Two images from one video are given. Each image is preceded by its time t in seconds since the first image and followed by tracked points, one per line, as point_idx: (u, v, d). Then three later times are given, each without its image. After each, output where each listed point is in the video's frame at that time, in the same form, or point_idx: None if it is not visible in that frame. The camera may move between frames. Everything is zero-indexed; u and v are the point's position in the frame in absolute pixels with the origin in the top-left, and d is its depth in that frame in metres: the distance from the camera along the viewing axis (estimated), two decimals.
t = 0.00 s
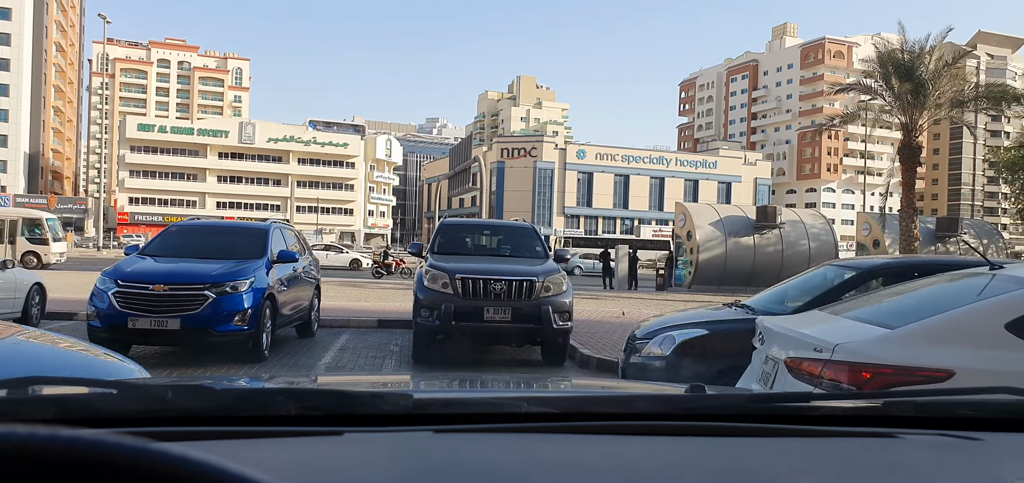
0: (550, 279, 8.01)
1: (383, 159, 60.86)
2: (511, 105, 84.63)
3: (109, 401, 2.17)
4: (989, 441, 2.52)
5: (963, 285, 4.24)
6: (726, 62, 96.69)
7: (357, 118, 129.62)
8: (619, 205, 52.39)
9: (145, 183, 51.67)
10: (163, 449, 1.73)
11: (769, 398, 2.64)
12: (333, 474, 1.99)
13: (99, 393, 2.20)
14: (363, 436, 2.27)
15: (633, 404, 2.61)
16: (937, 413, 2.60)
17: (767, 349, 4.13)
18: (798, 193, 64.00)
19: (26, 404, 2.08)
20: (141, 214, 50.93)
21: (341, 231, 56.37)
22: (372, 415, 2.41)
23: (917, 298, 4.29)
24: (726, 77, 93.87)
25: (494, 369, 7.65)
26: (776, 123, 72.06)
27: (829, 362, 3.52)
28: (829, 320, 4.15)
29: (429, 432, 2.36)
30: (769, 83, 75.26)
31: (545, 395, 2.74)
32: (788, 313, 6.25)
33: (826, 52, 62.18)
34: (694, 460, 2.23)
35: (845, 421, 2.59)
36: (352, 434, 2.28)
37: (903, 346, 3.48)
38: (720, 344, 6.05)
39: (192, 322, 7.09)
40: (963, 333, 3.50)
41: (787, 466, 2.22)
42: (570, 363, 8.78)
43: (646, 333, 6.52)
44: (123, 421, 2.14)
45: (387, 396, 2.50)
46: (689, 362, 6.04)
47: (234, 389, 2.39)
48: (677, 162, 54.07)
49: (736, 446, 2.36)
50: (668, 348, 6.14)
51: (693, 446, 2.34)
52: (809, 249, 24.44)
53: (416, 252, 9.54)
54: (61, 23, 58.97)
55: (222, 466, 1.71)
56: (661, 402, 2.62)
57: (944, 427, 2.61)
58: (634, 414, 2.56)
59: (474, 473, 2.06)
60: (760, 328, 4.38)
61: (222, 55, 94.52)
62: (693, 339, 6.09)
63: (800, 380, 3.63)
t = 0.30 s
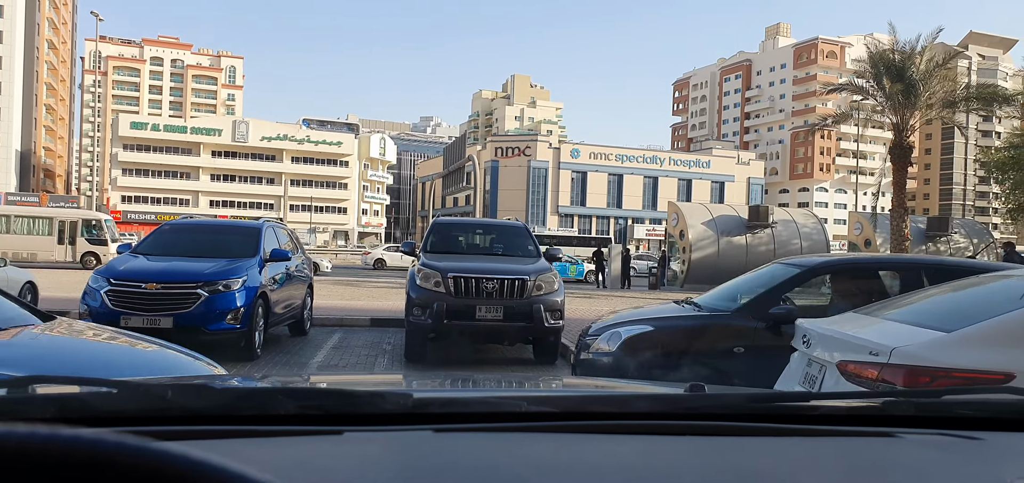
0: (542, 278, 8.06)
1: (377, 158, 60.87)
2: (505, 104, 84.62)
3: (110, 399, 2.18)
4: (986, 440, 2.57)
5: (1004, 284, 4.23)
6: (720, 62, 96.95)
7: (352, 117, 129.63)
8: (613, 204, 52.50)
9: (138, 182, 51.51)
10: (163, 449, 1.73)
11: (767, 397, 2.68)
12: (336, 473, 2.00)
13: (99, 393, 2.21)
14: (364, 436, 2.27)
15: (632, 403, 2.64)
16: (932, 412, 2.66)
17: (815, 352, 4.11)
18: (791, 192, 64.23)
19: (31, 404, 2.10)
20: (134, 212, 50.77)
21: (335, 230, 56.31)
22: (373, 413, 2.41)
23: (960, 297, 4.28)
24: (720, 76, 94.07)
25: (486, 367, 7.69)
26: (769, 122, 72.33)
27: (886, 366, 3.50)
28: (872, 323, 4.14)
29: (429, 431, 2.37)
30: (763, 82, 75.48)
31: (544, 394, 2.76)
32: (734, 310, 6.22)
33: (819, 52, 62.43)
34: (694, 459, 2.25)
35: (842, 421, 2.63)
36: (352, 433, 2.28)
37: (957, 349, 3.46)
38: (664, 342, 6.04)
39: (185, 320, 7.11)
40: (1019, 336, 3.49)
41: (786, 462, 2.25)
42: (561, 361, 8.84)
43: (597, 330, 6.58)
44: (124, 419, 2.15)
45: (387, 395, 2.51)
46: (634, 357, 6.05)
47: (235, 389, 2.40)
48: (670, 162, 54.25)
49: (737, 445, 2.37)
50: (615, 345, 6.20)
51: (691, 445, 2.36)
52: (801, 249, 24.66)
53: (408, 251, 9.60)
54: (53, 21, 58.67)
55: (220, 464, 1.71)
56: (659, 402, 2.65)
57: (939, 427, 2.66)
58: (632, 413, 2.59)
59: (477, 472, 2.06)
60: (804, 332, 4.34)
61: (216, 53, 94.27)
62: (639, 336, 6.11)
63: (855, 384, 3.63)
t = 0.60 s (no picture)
0: (534, 278, 8.12)
1: (370, 157, 60.82)
2: (498, 103, 84.60)
3: (111, 399, 2.17)
4: (985, 440, 2.55)
5: None
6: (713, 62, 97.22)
7: (346, 117, 129.40)
8: (607, 204, 52.53)
9: (130, 181, 51.31)
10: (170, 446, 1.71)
11: (767, 398, 2.69)
12: (336, 471, 1.97)
13: (100, 394, 2.19)
14: (363, 436, 2.26)
15: (631, 403, 2.65)
16: (936, 414, 2.64)
17: (865, 350, 4.01)
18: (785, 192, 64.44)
19: (29, 404, 2.04)
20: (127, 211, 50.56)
21: (329, 229, 56.16)
22: (374, 414, 2.41)
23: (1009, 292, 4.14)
24: (713, 77, 94.34)
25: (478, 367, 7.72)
26: (763, 123, 72.59)
27: (950, 366, 3.40)
28: (920, 323, 4.04)
29: (428, 432, 2.35)
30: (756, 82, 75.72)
31: (544, 395, 2.77)
32: (680, 308, 6.01)
33: (813, 52, 62.66)
34: (695, 457, 2.24)
35: (842, 421, 2.62)
36: (352, 433, 2.27)
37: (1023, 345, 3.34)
38: (605, 340, 5.80)
39: (178, 320, 7.15)
40: None
41: (787, 461, 2.24)
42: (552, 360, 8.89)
43: (549, 329, 6.39)
44: (126, 420, 2.14)
45: (387, 395, 2.51)
46: (578, 353, 5.83)
47: (236, 390, 2.39)
48: (664, 162, 54.38)
49: (739, 442, 2.37)
50: (565, 342, 5.98)
51: (692, 444, 2.35)
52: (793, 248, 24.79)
53: (402, 252, 9.64)
54: (45, 19, 58.31)
55: (223, 462, 1.69)
56: (660, 402, 2.65)
57: (942, 427, 2.64)
58: (631, 414, 2.60)
59: (477, 471, 2.04)
60: (851, 332, 4.23)
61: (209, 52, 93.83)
62: (584, 334, 5.90)
63: (912, 384, 3.55)
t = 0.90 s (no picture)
0: (526, 278, 8.18)
1: (364, 157, 60.79)
2: (492, 103, 84.58)
3: (110, 400, 2.17)
4: (983, 440, 2.54)
5: None
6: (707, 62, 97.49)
7: (340, 117, 129.34)
8: (600, 204, 52.60)
9: (122, 181, 51.13)
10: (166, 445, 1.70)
11: (766, 397, 2.67)
12: (335, 472, 1.96)
13: (100, 394, 2.19)
14: (363, 436, 2.25)
15: (630, 404, 2.63)
16: (933, 413, 2.65)
17: (917, 351, 4.08)
18: (777, 192, 64.64)
19: (29, 404, 2.06)
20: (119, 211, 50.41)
21: (322, 229, 56.06)
22: (374, 414, 2.40)
23: None
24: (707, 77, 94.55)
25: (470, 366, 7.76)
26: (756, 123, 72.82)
27: (1016, 369, 3.46)
28: (970, 323, 4.09)
29: (428, 432, 2.34)
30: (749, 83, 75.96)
31: (542, 395, 2.75)
32: (631, 306, 6.06)
33: (806, 52, 62.90)
34: (696, 456, 2.23)
35: (841, 421, 2.61)
36: (351, 433, 2.27)
37: None
38: (557, 338, 5.89)
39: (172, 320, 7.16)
40: None
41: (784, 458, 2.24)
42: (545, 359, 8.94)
43: (506, 325, 6.46)
44: (124, 421, 2.14)
45: (387, 395, 2.51)
46: (533, 351, 5.93)
47: (234, 390, 2.39)
48: (657, 162, 54.49)
49: (738, 441, 2.37)
50: (517, 341, 6.08)
51: (692, 444, 2.35)
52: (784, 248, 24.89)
53: (394, 252, 9.60)
54: (37, 19, 58.02)
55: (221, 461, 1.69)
56: (658, 402, 2.65)
57: (939, 426, 2.64)
58: (630, 414, 2.58)
59: (476, 469, 2.03)
60: (901, 333, 4.27)
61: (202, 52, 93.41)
62: (539, 331, 5.96)
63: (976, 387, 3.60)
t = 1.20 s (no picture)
0: (518, 276, 8.26)
1: (357, 156, 60.77)
2: (486, 103, 84.61)
3: (109, 399, 2.16)
4: (986, 440, 2.52)
5: None
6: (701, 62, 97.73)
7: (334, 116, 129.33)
8: (595, 203, 52.69)
9: (115, 180, 51.01)
10: (164, 444, 1.69)
11: (771, 397, 2.64)
12: (338, 471, 1.93)
13: (100, 393, 2.18)
14: (362, 435, 2.22)
15: (633, 402, 2.60)
16: (935, 412, 2.63)
17: (977, 351, 4.20)
18: (771, 192, 64.88)
19: (29, 403, 2.08)
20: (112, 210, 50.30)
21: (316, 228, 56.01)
22: (375, 413, 2.38)
23: None
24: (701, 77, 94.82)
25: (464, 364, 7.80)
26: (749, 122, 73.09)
27: None
28: None
29: (429, 431, 2.32)
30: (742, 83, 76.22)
31: (544, 393, 2.72)
32: (590, 304, 6.13)
33: (799, 52, 63.13)
34: (700, 456, 2.21)
35: (845, 419, 2.59)
36: (352, 432, 2.24)
37: None
38: (515, 336, 5.97)
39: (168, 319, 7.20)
40: None
41: (787, 457, 2.22)
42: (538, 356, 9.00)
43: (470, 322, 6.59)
44: (124, 420, 2.12)
45: (386, 394, 2.47)
46: (492, 350, 5.99)
47: (235, 389, 2.37)
48: (651, 161, 54.65)
49: (740, 440, 2.35)
50: (478, 338, 6.16)
51: (696, 443, 2.33)
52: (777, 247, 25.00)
53: (388, 251, 9.71)
54: (29, 17, 57.74)
55: (220, 463, 1.68)
56: (660, 400, 2.62)
57: (942, 425, 2.63)
58: (634, 413, 2.55)
59: (475, 469, 2.01)
60: (958, 333, 4.37)
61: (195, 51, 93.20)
62: (498, 331, 6.05)
63: None
